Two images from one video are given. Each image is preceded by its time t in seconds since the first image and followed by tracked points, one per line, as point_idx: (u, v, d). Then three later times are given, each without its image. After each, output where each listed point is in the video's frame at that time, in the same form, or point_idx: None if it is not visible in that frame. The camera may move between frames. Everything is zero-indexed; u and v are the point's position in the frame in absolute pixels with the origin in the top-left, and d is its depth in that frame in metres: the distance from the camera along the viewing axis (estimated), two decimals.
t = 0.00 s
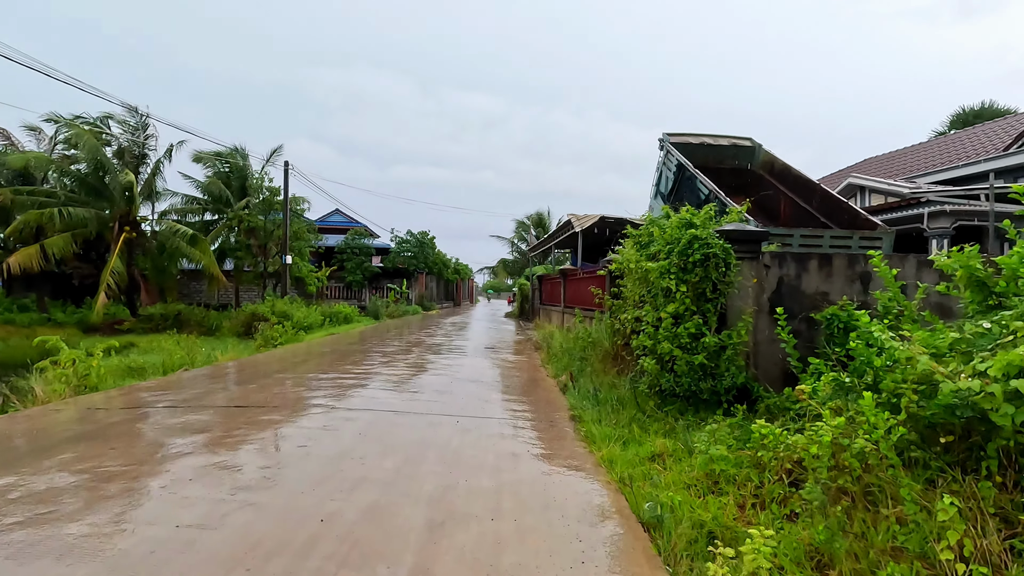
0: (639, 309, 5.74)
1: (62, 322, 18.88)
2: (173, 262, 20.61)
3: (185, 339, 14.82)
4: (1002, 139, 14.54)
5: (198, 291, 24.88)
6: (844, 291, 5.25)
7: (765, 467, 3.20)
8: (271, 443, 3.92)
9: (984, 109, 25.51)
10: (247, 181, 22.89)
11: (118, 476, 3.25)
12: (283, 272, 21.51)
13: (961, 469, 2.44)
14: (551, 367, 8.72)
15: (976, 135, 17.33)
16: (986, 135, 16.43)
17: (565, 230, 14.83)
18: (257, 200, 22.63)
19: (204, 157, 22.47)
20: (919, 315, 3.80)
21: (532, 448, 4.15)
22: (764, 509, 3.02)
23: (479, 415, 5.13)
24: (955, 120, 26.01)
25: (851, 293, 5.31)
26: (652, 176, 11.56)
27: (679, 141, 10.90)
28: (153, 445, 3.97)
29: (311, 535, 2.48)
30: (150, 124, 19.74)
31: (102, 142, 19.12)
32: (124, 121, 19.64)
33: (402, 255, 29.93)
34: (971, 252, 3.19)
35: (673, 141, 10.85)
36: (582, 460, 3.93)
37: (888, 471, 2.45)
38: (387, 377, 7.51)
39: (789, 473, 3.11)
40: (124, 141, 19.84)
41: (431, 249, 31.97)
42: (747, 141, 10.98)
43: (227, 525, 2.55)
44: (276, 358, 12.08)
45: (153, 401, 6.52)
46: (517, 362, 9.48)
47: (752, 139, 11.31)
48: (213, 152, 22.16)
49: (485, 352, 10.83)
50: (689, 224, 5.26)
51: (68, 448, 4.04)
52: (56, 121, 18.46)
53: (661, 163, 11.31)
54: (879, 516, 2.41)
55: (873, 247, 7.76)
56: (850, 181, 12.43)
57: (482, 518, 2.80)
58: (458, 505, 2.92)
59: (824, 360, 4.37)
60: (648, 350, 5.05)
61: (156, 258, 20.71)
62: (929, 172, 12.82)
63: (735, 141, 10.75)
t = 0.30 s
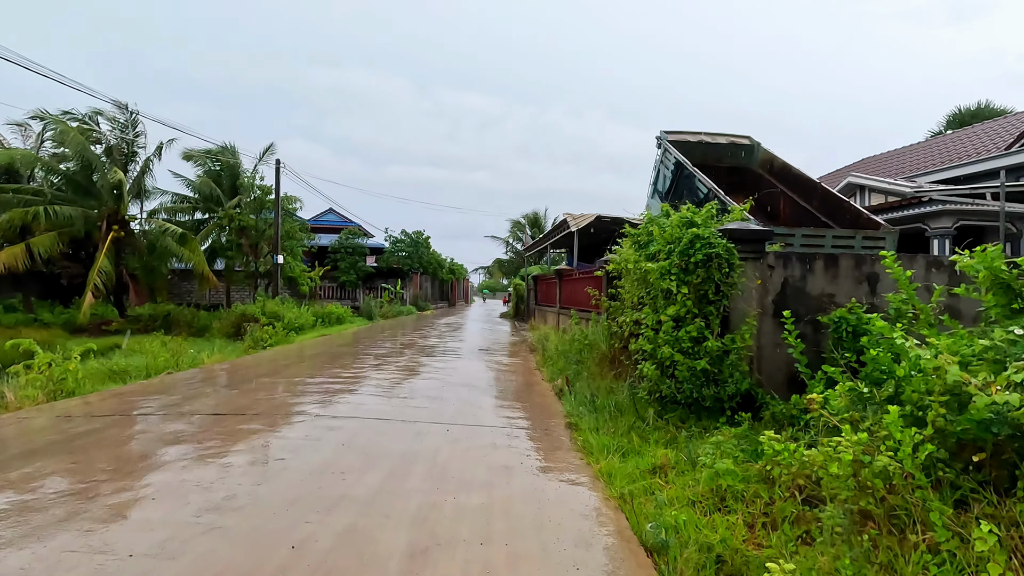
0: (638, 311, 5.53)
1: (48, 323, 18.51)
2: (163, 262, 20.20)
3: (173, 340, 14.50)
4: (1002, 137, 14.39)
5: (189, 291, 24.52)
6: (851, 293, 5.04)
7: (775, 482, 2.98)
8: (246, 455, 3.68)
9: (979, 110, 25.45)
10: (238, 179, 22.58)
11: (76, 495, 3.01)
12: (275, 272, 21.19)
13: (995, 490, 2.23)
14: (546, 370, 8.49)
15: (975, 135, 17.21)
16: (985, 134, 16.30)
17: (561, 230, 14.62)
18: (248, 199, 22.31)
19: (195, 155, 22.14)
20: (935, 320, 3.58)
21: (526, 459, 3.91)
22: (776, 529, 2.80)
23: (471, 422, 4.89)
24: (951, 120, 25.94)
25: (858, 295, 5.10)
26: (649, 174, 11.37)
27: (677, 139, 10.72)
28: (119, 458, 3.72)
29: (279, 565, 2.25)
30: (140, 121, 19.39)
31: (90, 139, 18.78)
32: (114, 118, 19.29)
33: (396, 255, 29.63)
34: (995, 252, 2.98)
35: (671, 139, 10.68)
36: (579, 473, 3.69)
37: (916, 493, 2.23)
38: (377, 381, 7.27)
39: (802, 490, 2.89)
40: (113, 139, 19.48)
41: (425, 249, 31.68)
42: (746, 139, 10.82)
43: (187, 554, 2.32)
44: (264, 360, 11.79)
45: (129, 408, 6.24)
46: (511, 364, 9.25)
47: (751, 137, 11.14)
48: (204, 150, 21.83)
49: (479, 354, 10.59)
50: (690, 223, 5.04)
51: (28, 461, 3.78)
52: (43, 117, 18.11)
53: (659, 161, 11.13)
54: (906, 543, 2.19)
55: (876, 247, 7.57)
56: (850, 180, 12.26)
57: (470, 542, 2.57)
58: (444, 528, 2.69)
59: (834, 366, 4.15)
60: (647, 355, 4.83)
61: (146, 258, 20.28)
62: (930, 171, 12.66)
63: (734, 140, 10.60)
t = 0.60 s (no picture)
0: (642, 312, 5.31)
1: (38, 324, 18.21)
2: (156, 262, 19.84)
3: (164, 341, 14.21)
4: (1006, 135, 14.20)
5: (183, 292, 24.23)
6: (864, 292, 4.83)
7: (796, 495, 2.76)
8: (226, 465, 3.44)
9: (980, 109, 25.30)
10: (233, 179, 22.33)
11: (35, 510, 2.77)
12: (269, 273, 20.95)
13: None
14: (545, 372, 8.25)
15: (977, 133, 17.03)
16: (988, 132, 16.14)
17: (560, 229, 14.40)
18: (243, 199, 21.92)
19: (190, 155, 21.88)
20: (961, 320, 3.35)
21: (525, 468, 3.67)
22: (798, 546, 2.59)
23: (467, 427, 4.67)
24: (951, 120, 25.78)
25: (871, 294, 4.88)
26: (650, 172, 11.18)
27: (678, 136, 10.55)
28: (89, 467, 3.48)
29: None
30: (134, 119, 19.09)
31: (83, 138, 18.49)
32: (107, 116, 18.98)
33: (393, 255, 29.37)
34: None
35: (672, 136, 10.51)
36: (582, 483, 3.47)
37: (961, 512, 2.02)
38: (371, 384, 7.02)
39: (825, 503, 2.67)
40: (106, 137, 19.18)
41: (422, 249, 31.42)
42: (748, 136, 10.67)
43: None
44: (257, 362, 11.52)
45: (110, 412, 5.99)
46: (509, 366, 9.01)
47: (754, 134, 10.97)
48: (199, 149, 21.56)
49: (477, 356, 10.35)
50: (696, 218, 4.83)
51: None
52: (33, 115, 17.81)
53: (660, 158, 10.96)
54: (953, 569, 1.98)
55: (885, 245, 7.35)
56: (854, 178, 12.05)
57: (465, 563, 2.34)
58: (437, 547, 2.46)
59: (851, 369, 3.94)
60: (652, 356, 4.61)
61: (139, 259, 19.97)
62: (934, 169, 12.45)
63: (735, 137, 10.48)
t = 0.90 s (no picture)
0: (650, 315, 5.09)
1: (35, 326, 18.02)
2: (154, 263, 19.71)
3: (161, 343, 13.99)
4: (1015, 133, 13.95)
5: (182, 293, 24.03)
6: (884, 295, 4.60)
7: (825, 517, 2.54)
8: (206, 480, 3.22)
9: (986, 108, 25.06)
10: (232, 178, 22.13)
11: None
12: (268, 273, 20.73)
13: None
14: (547, 376, 8.01)
15: (985, 132, 16.78)
16: (996, 130, 15.89)
17: (562, 229, 14.17)
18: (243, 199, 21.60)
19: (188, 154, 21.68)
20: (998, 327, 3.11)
21: (528, 483, 3.45)
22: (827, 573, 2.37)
23: (466, 436, 4.44)
24: (956, 119, 25.54)
25: (892, 296, 4.65)
26: (655, 171, 10.97)
27: (684, 133, 10.33)
28: (60, 483, 3.25)
29: None
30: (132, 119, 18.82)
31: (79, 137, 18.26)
32: (105, 115, 18.74)
33: (393, 255, 29.15)
34: None
35: (677, 134, 10.30)
36: (589, 499, 3.25)
37: None
38: (367, 389, 6.79)
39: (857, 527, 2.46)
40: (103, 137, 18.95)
41: (423, 250, 31.21)
42: (755, 134, 10.44)
43: None
44: (253, 365, 11.30)
45: (96, 420, 5.76)
46: (511, 370, 8.78)
47: (760, 132, 10.75)
48: (197, 149, 21.35)
49: (477, 359, 10.12)
50: (707, 217, 4.61)
51: None
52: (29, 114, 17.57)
53: (665, 157, 10.74)
54: None
55: (898, 245, 7.11)
56: (862, 177, 11.81)
57: None
58: None
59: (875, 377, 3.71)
60: (662, 362, 4.38)
61: (139, 260, 19.92)
62: (944, 168, 12.20)
63: (742, 134, 10.25)
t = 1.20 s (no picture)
0: (654, 313, 4.86)
1: (28, 325, 17.82)
2: (150, 262, 19.55)
3: (154, 343, 13.76)
4: None
5: (178, 292, 23.81)
6: (900, 293, 4.37)
7: (851, 534, 2.30)
8: (179, 489, 2.99)
9: (989, 106, 24.83)
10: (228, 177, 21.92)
11: None
12: (264, 273, 20.51)
13: None
14: (547, 376, 7.79)
15: (991, 129, 16.54)
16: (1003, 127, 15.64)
17: (562, 227, 13.94)
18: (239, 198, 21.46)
19: (184, 152, 21.48)
20: None
21: (526, 493, 3.22)
22: None
23: (461, 441, 4.21)
24: (959, 117, 25.33)
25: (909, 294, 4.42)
26: (657, 167, 10.77)
27: (686, 129, 10.11)
28: (20, 493, 3.02)
29: None
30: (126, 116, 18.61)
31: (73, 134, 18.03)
32: (99, 112, 18.52)
33: (392, 255, 28.92)
34: None
35: (680, 130, 10.10)
36: (592, 511, 3.01)
37: None
38: (360, 391, 6.56)
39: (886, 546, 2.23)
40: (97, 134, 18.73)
41: (422, 249, 30.99)
42: (759, 129, 10.23)
43: None
44: (248, 365, 11.08)
45: (76, 422, 5.54)
46: (510, 370, 8.57)
47: (764, 128, 10.54)
48: (194, 147, 21.14)
49: (475, 359, 9.90)
50: (714, 211, 4.39)
51: None
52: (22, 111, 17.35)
53: (667, 153, 10.54)
54: None
55: (909, 242, 6.88)
56: (868, 174, 11.58)
57: None
58: None
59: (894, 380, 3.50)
60: (667, 363, 4.16)
61: (132, 259, 19.55)
62: (951, 165, 11.96)
63: (745, 130, 10.03)
